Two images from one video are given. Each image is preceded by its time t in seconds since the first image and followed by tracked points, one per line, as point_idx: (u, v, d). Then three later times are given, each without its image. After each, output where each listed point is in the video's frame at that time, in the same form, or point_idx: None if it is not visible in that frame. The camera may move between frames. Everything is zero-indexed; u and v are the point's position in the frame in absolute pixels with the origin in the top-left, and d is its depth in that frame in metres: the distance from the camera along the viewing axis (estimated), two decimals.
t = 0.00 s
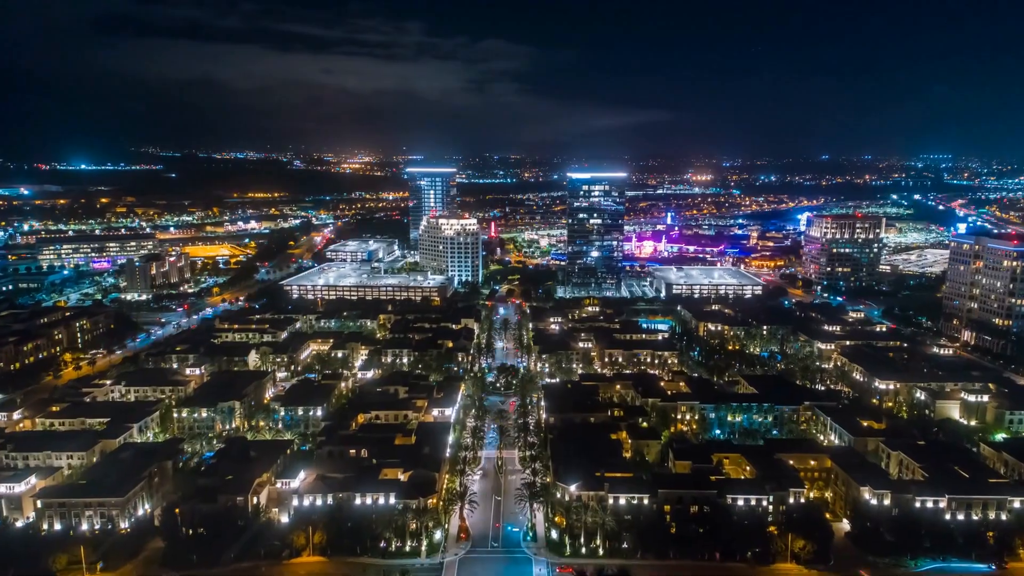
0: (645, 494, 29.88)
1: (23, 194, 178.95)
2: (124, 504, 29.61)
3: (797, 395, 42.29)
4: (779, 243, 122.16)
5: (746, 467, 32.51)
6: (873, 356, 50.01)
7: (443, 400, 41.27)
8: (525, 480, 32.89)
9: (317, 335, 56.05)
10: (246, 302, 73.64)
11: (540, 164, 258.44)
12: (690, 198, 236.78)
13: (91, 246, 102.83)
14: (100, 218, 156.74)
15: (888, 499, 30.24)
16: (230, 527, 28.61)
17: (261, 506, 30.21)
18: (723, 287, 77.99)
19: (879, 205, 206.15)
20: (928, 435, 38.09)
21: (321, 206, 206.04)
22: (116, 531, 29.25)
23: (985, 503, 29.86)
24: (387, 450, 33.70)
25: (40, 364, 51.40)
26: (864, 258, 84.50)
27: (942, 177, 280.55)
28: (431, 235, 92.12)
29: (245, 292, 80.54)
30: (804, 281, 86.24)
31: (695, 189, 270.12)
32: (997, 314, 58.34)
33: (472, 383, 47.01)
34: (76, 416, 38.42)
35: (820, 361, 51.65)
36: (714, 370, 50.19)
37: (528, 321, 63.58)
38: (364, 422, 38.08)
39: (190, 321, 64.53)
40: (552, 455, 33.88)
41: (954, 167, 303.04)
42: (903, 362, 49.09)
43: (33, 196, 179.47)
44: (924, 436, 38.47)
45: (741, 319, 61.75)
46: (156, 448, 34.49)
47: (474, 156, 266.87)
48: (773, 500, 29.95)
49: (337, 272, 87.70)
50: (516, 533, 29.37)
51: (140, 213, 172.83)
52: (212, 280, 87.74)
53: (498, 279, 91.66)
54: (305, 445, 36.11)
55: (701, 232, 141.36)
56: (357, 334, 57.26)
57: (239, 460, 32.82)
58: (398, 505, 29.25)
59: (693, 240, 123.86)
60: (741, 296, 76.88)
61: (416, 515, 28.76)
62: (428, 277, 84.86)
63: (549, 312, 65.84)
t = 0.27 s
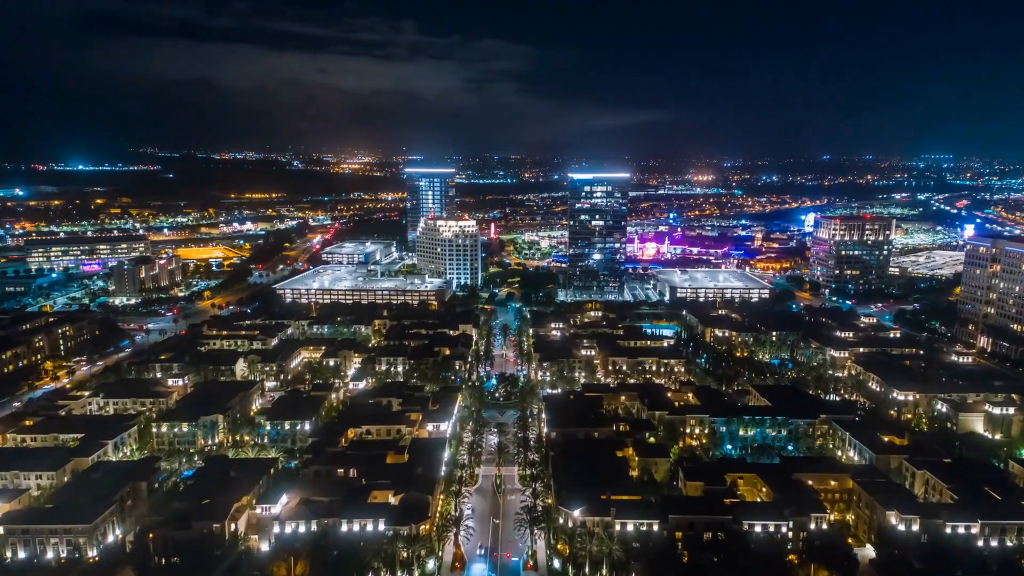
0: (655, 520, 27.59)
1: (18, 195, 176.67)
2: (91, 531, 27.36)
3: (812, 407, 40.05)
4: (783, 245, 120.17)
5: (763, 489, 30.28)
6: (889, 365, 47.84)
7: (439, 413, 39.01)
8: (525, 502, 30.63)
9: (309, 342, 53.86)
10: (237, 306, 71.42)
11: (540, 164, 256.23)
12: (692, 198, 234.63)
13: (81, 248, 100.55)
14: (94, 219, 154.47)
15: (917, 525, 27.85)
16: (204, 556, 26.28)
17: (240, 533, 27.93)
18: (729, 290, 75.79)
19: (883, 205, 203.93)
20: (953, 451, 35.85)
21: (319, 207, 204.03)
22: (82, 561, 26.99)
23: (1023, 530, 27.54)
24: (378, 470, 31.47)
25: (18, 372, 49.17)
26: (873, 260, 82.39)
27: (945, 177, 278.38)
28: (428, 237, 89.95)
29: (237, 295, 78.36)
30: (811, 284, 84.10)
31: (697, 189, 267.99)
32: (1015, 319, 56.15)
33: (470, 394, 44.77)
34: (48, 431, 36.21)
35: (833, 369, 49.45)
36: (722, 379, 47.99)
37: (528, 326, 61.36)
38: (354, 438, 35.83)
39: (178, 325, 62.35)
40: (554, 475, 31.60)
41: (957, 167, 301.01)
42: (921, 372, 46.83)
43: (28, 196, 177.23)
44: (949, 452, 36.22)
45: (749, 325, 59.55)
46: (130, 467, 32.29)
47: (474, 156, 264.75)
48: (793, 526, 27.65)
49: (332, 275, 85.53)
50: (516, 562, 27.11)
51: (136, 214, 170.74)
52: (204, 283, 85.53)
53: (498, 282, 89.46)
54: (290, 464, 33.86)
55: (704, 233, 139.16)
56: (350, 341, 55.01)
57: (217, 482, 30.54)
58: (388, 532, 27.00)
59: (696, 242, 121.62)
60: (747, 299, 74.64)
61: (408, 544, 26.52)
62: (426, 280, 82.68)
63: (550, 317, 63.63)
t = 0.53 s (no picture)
0: (665, 546, 25.59)
1: (13, 195, 174.58)
2: (58, 558, 25.41)
3: (827, 420, 38.07)
4: (788, 246, 118.34)
5: (780, 511, 28.33)
6: (905, 373, 45.88)
7: (434, 427, 36.96)
8: (525, 525, 28.63)
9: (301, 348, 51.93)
10: (229, 310, 69.44)
11: (541, 164, 254.29)
12: (693, 198, 232.74)
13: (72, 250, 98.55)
14: (89, 220, 152.51)
15: (946, 551, 25.80)
16: None
17: (217, 560, 25.91)
18: (734, 293, 73.81)
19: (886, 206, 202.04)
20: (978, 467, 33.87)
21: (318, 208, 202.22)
22: None
23: None
24: (367, 490, 29.48)
25: None
26: (882, 262, 80.41)
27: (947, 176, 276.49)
28: (426, 238, 88.00)
29: (230, 298, 76.43)
30: (818, 286, 82.19)
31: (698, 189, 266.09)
32: None
33: (467, 405, 42.78)
34: (21, 446, 34.28)
35: (846, 378, 47.49)
36: (730, 389, 46.09)
37: (528, 331, 59.34)
38: (343, 454, 33.82)
39: (168, 330, 60.46)
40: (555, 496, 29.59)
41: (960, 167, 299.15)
42: (938, 381, 44.89)
43: (24, 197, 175.18)
44: (973, 468, 34.27)
45: (757, 330, 57.54)
46: (103, 487, 30.37)
47: (474, 156, 262.89)
48: (814, 553, 25.66)
49: (328, 278, 83.62)
50: None
51: (132, 215, 168.82)
52: (197, 286, 83.63)
53: (497, 284, 87.53)
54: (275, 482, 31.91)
55: (707, 234, 137.25)
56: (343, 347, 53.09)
57: (195, 505, 28.58)
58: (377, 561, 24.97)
59: (699, 243, 119.69)
60: (753, 303, 72.69)
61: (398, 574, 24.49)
62: (423, 282, 80.73)
63: (550, 321, 61.62)
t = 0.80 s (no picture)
0: None
1: (9, 196, 172.74)
2: None
3: (844, 434, 36.09)
4: (792, 247, 116.44)
5: (801, 538, 26.23)
6: (923, 382, 43.83)
7: (429, 441, 34.95)
8: (525, 552, 26.59)
9: (292, 355, 49.98)
10: (220, 314, 67.46)
11: (541, 164, 252.27)
12: (695, 198, 230.76)
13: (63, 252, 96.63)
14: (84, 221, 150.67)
15: None
16: None
17: None
18: (740, 297, 71.81)
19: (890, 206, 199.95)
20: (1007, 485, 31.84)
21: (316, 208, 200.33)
22: None
23: None
24: (355, 514, 27.46)
25: None
26: (891, 264, 78.33)
27: (951, 176, 274.33)
28: (424, 240, 85.99)
29: (223, 301, 74.51)
30: (825, 288, 80.19)
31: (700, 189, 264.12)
32: None
33: (463, 416, 40.75)
34: None
35: (861, 386, 45.46)
36: (740, 399, 44.10)
37: (528, 337, 57.35)
38: (329, 472, 31.78)
39: (156, 335, 58.51)
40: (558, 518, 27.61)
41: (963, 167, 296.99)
42: (958, 390, 42.84)
43: (19, 197, 173.42)
44: (1001, 485, 32.23)
45: (766, 336, 55.55)
46: (73, 509, 28.37)
47: (474, 156, 260.98)
48: None
49: (323, 280, 81.61)
50: None
51: (128, 216, 167.01)
52: (189, 289, 81.72)
53: (496, 287, 85.56)
54: (258, 503, 29.90)
55: (710, 234, 135.24)
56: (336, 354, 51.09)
57: (170, 529, 26.57)
58: None
59: (702, 244, 117.66)
60: (760, 307, 70.70)
61: None
62: (421, 285, 78.74)
63: (551, 326, 59.60)
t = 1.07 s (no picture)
0: None
1: (3, 196, 170.41)
2: None
3: (865, 451, 33.82)
4: (797, 248, 114.36)
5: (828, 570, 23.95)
6: (945, 393, 41.58)
7: (422, 460, 32.67)
8: None
9: (281, 364, 47.72)
10: (210, 319, 65.15)
11: (541, 164, 249.93)
12: (697, 199, 228.41)
13: (52, 254, 94.28)
14: (78, 222, 148.36)
15: None
16: None
17: None
18: (747, 300, 69.54)
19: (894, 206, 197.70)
20: None
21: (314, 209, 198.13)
22: None
23: None
24: (340, 544, 25.16)
25: None
26: (902, 267, 76.15)
27: (954, 176, 272.08)
28: (421, 242, 83.75)
29: (214, 306, 72.36)
30: (834, 292, 77.98)
31: (702, 189, 261.91)
32: None
33: (460, 431, 38.46)
34: None
35: (879, 397, 43.25)
36: (751, 411, 41.81)
37: (528, 344, 55.07)
38: (313, 496, 29.47)
39: (142, 341, 56.36)
40: (560, 548, 25.33)
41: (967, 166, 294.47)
42: (982, 402, 40.56)
43: (14, 198, 171.10)
44: None
45: (776, 342, 53.28)
46: (33, 538, 26.13)
47: (474, 156, 258.65)
48: None
49: (317, 283, 79.31)
50: None
51: (123, 217, 164.66)
52: (180, 293, 79.51)
53: (496, 290, 83.39)
54: (236, 530, 27.63)
55: (713, 235, 133.01)
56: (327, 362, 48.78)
57: (135, 562, 24.23)
58: None
59: (705, 245, 115.36)
60: (768, 311, 68.42)
61: None
62: (418, 289, 76.47)
63: (553, 332, 57.30)
